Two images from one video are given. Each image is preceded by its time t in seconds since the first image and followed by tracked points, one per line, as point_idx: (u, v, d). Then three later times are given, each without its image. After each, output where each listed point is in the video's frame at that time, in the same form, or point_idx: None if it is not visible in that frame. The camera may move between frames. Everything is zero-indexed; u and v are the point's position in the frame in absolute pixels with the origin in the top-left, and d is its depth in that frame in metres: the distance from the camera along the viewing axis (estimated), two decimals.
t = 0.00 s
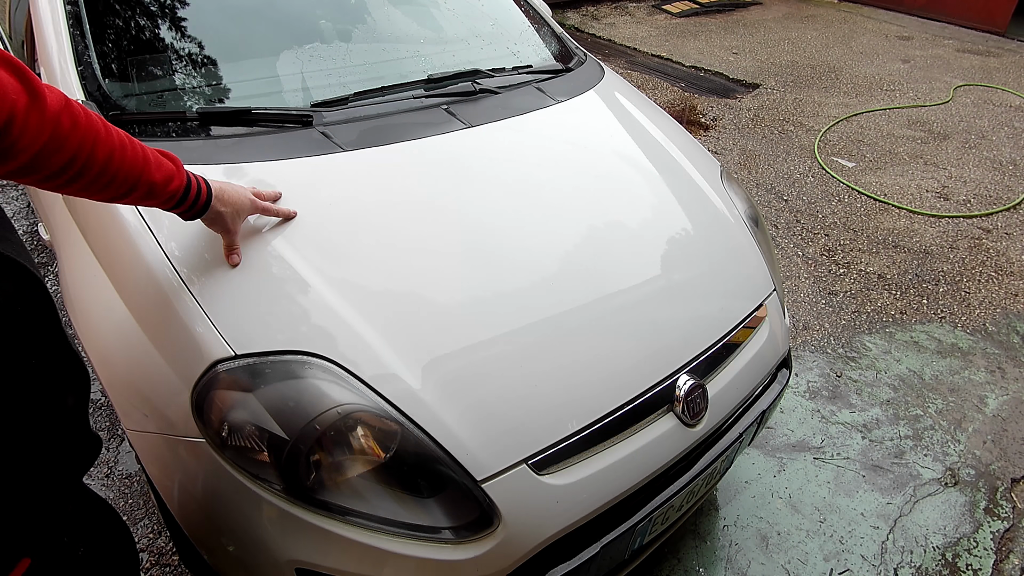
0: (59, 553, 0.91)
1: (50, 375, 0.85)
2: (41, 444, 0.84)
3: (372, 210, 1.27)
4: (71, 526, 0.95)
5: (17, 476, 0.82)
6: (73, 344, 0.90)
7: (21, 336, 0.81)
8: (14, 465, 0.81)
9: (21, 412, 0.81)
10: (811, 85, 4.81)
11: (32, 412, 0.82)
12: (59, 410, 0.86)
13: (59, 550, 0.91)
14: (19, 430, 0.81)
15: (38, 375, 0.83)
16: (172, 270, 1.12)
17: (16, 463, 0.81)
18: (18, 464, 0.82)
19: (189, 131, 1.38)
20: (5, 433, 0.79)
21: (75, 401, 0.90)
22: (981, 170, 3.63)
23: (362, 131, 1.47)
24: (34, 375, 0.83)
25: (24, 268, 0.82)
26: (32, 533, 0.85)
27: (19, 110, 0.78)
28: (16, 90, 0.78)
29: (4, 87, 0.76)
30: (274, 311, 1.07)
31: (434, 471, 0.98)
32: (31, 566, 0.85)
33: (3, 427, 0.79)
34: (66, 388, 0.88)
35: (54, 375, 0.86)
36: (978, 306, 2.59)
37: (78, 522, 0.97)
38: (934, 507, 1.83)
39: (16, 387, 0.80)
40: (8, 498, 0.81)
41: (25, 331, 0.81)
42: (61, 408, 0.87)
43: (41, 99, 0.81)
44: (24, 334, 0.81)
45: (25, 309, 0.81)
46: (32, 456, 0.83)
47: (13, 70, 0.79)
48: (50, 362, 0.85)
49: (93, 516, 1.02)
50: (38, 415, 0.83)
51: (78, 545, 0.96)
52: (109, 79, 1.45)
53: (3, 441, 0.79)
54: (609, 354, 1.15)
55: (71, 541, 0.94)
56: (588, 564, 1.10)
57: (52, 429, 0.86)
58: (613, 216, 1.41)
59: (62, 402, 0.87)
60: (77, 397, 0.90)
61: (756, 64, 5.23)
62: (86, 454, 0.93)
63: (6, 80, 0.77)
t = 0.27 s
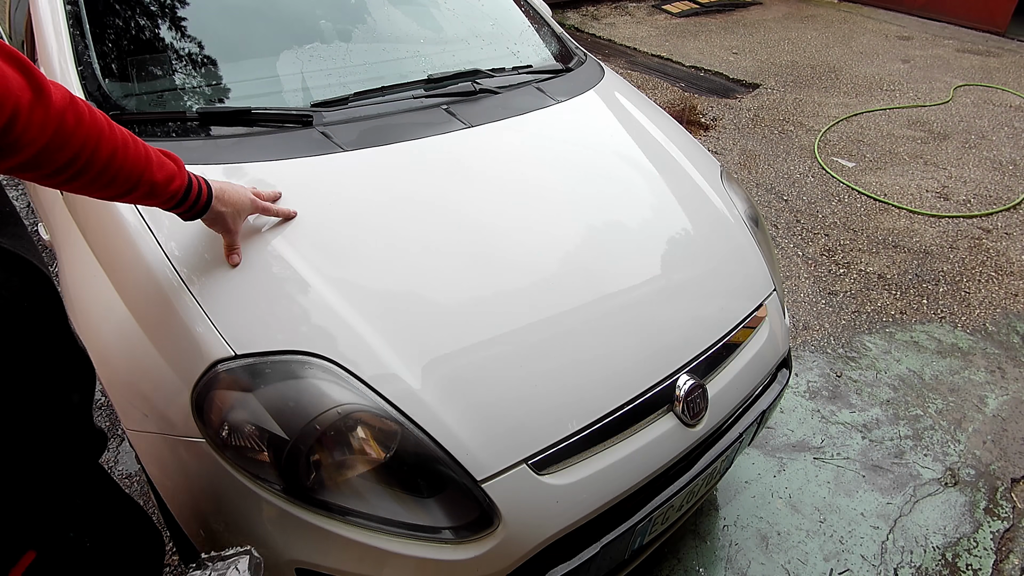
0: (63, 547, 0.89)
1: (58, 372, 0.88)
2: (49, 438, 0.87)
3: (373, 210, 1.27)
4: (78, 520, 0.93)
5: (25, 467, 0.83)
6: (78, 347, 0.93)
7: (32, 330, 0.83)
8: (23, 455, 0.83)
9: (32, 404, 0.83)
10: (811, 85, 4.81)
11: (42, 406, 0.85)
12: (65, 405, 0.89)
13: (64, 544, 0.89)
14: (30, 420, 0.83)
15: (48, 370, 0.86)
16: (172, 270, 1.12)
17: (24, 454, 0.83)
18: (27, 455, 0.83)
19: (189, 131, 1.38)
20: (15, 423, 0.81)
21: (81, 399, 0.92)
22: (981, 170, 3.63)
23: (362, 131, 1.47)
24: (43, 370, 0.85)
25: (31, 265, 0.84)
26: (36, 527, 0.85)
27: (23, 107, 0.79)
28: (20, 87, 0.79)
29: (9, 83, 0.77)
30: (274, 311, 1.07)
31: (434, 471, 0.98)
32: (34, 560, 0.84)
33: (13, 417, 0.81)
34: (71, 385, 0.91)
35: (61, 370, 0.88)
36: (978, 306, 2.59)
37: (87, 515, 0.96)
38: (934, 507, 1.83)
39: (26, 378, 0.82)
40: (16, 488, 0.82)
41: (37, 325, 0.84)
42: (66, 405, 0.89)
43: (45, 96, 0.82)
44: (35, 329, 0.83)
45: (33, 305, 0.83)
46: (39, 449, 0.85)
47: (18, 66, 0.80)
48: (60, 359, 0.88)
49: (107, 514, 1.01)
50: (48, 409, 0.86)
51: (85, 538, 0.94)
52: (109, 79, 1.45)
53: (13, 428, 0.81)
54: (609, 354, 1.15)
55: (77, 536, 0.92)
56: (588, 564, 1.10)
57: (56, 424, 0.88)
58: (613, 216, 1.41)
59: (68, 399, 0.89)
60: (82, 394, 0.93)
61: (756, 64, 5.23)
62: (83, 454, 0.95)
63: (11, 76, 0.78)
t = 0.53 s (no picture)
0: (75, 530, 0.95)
1: (69, 352, 0.83)
2: (64, 424, 0.82)
3: (373, 210, 1.27)
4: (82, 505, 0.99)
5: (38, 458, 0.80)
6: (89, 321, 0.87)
7: (39, 313, 0.78)
8: (35, 446, 0.79)
9: (40, 392, 0.78)
10: (811, 85, 4.81)
11: (52, 393, 0.80)
12: (79, 387, 0.84)
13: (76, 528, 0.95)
14: (39, 411, 0.78)
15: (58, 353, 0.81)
16: (172, 270, 1.12)
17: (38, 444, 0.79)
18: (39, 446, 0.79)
19: (189, 131, 1.38)
20: (24, 415, 0.77)
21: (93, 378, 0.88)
22: (981, 170, 3.63)
23: (362, 131, 1.47)
24: (53, 353, 0.80)
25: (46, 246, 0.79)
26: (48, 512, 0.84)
27: (23, 99, 0.82)
28: (21, 81, 0.82)
29: (10, 77, 0.80)
30: (274, 311, 1.07)
31: (434, 471, 0.99)
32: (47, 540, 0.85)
33: (22, 409, 0.76)
34: (83, 365, 0.85)
35: (71, 353, 0.83)
36: (978, 306, 2.59)
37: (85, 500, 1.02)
38: (934, 507, 1.83)
39: (32, 366, 0.77)
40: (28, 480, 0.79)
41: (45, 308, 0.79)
42: (80, 386, 0.84)
43: (47, 90, 0.85)
44: (43, 312, 0.79)
45: (46, 287, 0.79)
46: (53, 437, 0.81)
47: (22, 63, 0.84)
48: (70, 339, 0.83)
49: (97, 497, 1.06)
50: (60, 396, 0.81)
51: (91, 522, 1.00)
52: (109, 79, 1.45)
53: (22, 421, 0.77)
54: (609, 354, 1.15)
55: (83, 520, 0.98)
56: (588, 564, 1.10)
57: (73, 408, 0.83)
58: (613, 216, 1.41)
59: (81, 380, 0.84)
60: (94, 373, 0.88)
61: (756, 64, 5.23)
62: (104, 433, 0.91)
63: (13, 70, 0.81)
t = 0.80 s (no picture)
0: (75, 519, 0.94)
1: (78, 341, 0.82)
2: (76, 413, 0.82)
3: (373, 210, 1.27)
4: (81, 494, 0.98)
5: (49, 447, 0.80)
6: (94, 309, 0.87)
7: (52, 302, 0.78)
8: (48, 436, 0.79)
9: (54, 381, 0.78)
10: (811, 85, 4.81)
11: (65, 382, 0.79)
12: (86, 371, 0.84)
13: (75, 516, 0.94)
14: (53, 402, 0.78)
15: (70, 342, 0.81)
16: (172, 270, 1.12)
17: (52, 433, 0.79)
18: (51, 436, 0.79)
19: (189, 131, 1.38)
20: (41, 406, 0.76)
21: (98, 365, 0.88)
22: (981, 170, 3.63)
23: (362, 131, 1.47)
24: (66, 343, 0.80)
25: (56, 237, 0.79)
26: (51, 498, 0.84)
27: (24, 98, 0.82)
28: (21, 79, 0.83)
29: (10, 75, 0.81)
30: (274, 311, 1.07)
31: (434, 471, 0.99)
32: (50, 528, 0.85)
33: (39, 401, 0.76)
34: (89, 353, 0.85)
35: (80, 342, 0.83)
36: (978, 306, 2.59)
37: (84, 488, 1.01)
38: (934, 507, 1.83)
39: (47, 355, 0.77)
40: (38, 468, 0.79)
41: (56, 297, 0.79)
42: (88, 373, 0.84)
43: (47, 88, 0.86)
44: (55, 301, 0.78)
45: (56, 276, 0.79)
46: (64, 427, 0.81)
47: (22, 61, 0.84)
48: (80, 326, 0.83)
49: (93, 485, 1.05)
50: (73, 385, 0.81)
51: (90, 511, 0.99)
52: (109, 79, 1.45)
53: (38, 412, 0.76)
54: (609, 354, 1.15)
55: (82, 508, 0.98)
56: (588, 564, 1.10)
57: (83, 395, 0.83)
58: (613, 216, 1.41)
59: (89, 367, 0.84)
60: (99, 360, 0.88)
61: (756, 64, 5.23)
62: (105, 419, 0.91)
63: (12, 68, 0.81)
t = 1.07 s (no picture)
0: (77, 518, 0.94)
1: (81, 338, 0.82)
2: (79, 411, 0.82)
3: (372, 210, 1.27)
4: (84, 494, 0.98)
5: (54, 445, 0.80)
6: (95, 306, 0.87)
7: (54, 299, 0.78)
8: (53, 435, 0.79)
9: (57, 379, 0.78)
10: (811, 85, 4.81)
11: (66, 380, 0.79)
12: (89, 369, 0.84)
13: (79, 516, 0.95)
14: (56, 400, 0.78)
15: (72, 339, 0.81)
16: (172, 270, 1.12)
17: (56, 431, 0.79)
18: (56, 434, 0.79)
19: (190, 131, 1.38)
20: (46, 404, 0.76)
21: (100, 362, 0.88)
22: (981, 170, 3.63)
23: (362, 131, 1.47)
24: (67, 340, 0.80)
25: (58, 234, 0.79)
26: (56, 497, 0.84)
27: (23, 96, 0.82)
28: (21, 77, 0.83)
29: (10, 73, 0.81)
30: (274, 311, 1.07)
31: (434, 471, 0.99)
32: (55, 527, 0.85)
33: (42, 398, 0.76)
34: (91, 349, 0.85)
35: (82, 339, 0.83)
36: (978, 306, 2.59)
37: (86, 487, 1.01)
38: (934, 507, 1.83)
39: (49, 353, 0.77)
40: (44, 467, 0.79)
41: (58, 295, 0.79)
42: (90, 370, 0.84)
43: (46, 86, 0.86)
44: (57, 298, 0.78)
45: (57, 273, 0.79)
46: (68, 425, 0.81)
47: (22, 59, 0.84)
48: (81, 324, 0.83)
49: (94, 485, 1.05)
50: (75, 383, 0.81)
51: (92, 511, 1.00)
52: (109, 79, 1.45)
53: (43, 410, 0.76)
54: (609, 354, 1.15)
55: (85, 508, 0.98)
56: (588, 564, 1.10)
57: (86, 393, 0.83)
58: (613, 216, 1.41)
59: (91, 364, 0.84)
60: (101, 358, 0.88)
61: (756, 64, 5.23)
62: (110, 416, 0.92)
63: (12, 66, 0.81)
